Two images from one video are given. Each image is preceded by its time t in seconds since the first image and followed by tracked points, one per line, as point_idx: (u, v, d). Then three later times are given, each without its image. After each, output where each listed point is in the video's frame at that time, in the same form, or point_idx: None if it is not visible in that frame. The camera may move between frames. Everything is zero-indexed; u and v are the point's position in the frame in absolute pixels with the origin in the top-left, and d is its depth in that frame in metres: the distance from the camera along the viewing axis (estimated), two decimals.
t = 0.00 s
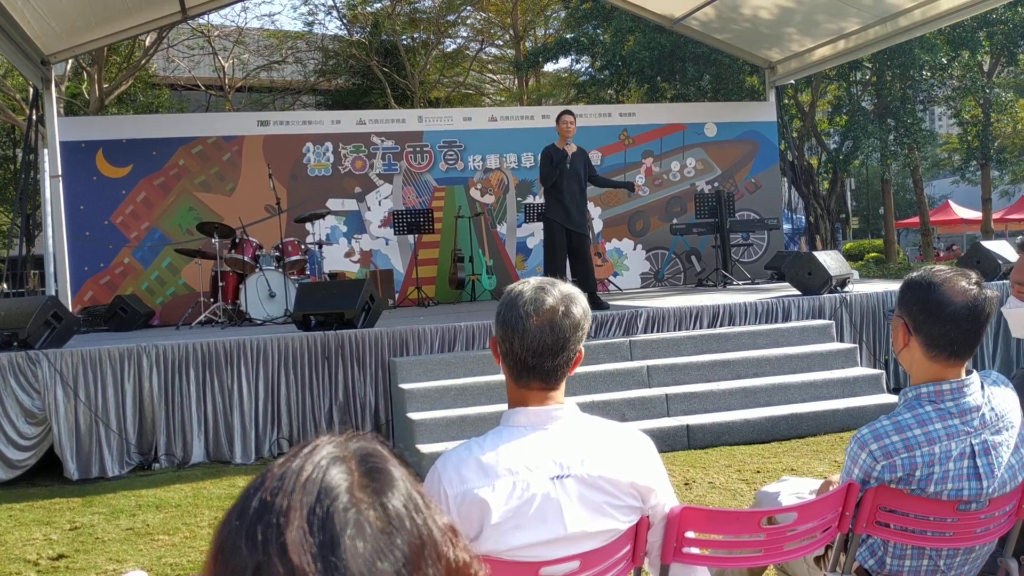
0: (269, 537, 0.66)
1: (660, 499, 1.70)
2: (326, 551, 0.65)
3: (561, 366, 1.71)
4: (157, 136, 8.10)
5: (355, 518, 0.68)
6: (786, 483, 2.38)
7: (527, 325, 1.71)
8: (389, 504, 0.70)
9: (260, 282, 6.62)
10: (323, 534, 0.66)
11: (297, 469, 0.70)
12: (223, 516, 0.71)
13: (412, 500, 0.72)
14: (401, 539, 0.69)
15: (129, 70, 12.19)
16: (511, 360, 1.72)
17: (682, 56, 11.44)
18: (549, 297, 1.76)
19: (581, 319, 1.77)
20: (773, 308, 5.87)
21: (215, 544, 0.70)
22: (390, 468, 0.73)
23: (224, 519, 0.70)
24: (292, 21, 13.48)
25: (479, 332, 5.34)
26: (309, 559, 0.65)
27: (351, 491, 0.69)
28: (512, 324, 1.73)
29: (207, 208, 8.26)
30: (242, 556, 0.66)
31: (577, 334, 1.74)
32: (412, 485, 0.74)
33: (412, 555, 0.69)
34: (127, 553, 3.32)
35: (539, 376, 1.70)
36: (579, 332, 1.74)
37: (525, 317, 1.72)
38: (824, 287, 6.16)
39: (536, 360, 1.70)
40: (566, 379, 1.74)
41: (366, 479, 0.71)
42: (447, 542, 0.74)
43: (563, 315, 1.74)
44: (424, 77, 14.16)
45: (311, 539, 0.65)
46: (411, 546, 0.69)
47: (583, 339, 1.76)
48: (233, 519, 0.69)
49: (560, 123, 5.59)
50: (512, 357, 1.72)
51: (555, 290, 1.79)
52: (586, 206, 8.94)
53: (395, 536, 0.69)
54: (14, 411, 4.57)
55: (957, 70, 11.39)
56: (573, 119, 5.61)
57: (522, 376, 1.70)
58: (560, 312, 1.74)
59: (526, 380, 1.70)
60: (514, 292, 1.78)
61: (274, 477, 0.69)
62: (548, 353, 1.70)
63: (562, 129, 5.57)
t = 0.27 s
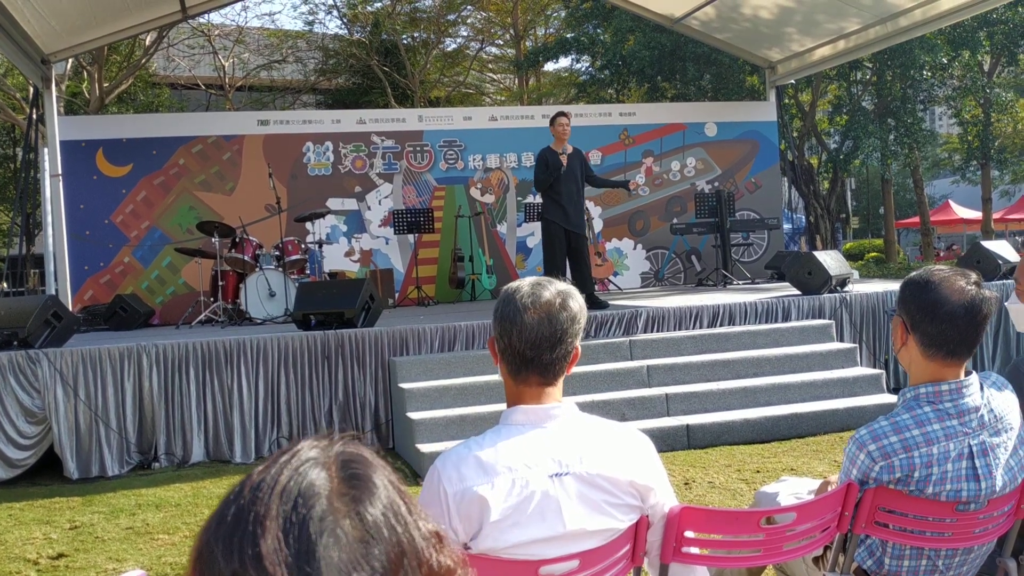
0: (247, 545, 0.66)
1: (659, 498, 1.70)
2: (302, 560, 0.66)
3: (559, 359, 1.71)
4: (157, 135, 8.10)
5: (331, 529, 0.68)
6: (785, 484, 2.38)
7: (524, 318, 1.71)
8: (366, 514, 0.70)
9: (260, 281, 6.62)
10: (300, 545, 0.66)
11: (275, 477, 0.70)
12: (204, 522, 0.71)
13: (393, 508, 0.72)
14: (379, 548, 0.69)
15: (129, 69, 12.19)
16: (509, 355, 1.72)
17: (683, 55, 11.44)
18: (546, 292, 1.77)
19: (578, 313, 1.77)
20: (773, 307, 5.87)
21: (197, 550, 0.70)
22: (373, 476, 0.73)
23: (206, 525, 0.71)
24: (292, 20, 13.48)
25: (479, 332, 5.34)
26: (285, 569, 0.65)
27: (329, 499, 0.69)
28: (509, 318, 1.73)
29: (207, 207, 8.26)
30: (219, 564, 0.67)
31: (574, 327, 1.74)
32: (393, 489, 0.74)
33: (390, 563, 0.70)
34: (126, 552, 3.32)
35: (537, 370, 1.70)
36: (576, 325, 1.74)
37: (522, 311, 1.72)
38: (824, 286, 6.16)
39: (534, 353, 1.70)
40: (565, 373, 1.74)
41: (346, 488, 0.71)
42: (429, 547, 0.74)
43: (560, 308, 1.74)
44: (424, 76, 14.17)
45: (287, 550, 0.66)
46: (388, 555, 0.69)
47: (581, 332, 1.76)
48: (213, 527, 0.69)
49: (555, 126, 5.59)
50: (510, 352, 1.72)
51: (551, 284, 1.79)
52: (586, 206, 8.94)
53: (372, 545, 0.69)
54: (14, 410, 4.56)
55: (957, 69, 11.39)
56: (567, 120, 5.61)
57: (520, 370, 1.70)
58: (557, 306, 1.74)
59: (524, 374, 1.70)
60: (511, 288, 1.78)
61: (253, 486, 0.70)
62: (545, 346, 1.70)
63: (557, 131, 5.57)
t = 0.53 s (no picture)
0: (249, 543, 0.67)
1: (659, 496, 1.70)
2: (308, 556, 0.66)
3: (559, 356, 1.71)
4: (158, 133, 8.10)
5: (335, 528, 0.68)
6: (786, 482, 2.39)
7: (524, 315, 1.72)
8: (371, 509, 0.70)
9: (261, 280, 6.64)
10: (305, 543, 0.66)
11: (278, 473, 0.70)
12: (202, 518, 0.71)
13: (395, 504, 0.73)
14: (385, 543, 0.70)
15: (131, 68, 12.19)
16: (509, 351, 1.72)
17: (684, 54, 11.42)
18: (545, 290, 1.77)
19: (577, 310, 1.78)
20: (774, 306, 5.87)
21: (198, 545, 0.71)
22: (373, 471, 0.73)
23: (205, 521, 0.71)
24: (294, 19, 13.47)
25: (479, 331, 5.34)
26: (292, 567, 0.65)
27: (333, 495, 0.69)
28: (509, 316, 1.73)
29: (208, 205, 8.27)
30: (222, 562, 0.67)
31: (574, 324, 1.75)
32: (395, 488, 0.74)
33: (394, 559, 0.71)
34: (127, 550, 3.33)
35: (537, 367, 1.70)
36: (576, 322, 1.75)
37: (522, 307, 1.72)
38: (825, 285, 6.16)
39: (535, 350, 1.70)
40: (564, 370, 1.74)
41: (350, 487, 0.71)
42: (429, 543, 0.75)
43: (559, 304, 1.75)
44: (426, 74, 14.15)
45: (293, 547, 0.66)
46: (393, 550, 0.71)
47: (580, 329, 1.77)
48: (214, 524, 0.69)
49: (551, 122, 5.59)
50: (510, 349, 1.72)
51: (551, 282, 1.80)
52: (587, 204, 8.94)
53: (378, 541, 0.70)
54: (15, 407, 4.58)
55: (959, 68, 11.36)
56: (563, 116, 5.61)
57: (520, 367, 1.70)
58: (557, 303, 1.75)
59: (525, 371, 1.70)
60: (510, 285, 1.78)
61: (256, 482, 0.69)
62: (545, 343, 1.70)
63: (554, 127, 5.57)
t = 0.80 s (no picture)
0: (315, 525, 0.66)
1: (660, 496, 1.70)
2: (383, 533, 0.68)
3: (561, 360, 1.71)
4: (159, 132, 8.10)
5: (392, 507, 0.70)
6: (786, 481, 2.39)
7: (526, 318, 1.71)
8: (420, 489, 0.74)
9: (261, 279, 6.65)
10: (372, 520, 0.69)
11: (332, 457, 0.71)
12: (240, 513, 0.70)
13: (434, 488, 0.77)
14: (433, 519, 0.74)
15: (131, 67, 12.19)
16: (510, 354, 1.72)
17: (685, 53, 11.42)
18: (548, 291, 1.76)
19: (580, 313, 1.77)
20: (774, 306, 5.86)
21: (239, 542, 0.68)
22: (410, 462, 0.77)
23: (246, 517, 0.69)
24: (294, 18, 13.46)
25: (480, 330, 5.34)
26: (368, 540, 0.67)
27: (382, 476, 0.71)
28: (511, 318, 1.73)
29: (209, 204, 8.27)
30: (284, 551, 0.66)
31: (577, 327, 1.74)
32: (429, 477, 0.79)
33: (448, 533, 0.75)
34: (127, 549, 3.33)
35: (539, 371, 1.70)
36: (578, 325, 1.74)
37: (523, 311, 1.72)
38: (825, 284, 6.15)
39: (536, 354, 1.70)
40: (567, 373, 1.74)
41: (396, 473, 0.74)
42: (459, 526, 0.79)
43: (562, 308, 1.74)
44: (426, 73, 14.14)
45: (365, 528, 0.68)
46: (446, 528, 0.75)
47: (583, 331, 1.76)
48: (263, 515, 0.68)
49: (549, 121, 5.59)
50: (512, 352, 1.72)
51: (554, 283, 1.79)
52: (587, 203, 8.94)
53: (434, 517, 0.74)
54: (16, 406, 4.58)
55: (960, 67, 11.34)
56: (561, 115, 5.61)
57: (522, 370, 1.71)
58: (560, 306, 1.74)
59: (526, 375, 1.70)
60: (513, 287, 1.78)
61: (306, 471, 0.70)
62: (547, 346, 1.70)
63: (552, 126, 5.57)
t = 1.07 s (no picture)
0: (341, 518, 0.65)
1: (659, 496, 1.70)
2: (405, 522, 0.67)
3: (556, 363, 1.70)
4: (159, 132, 8.10)
5: (410, 500, 0.69)
6: (786, 481, 2.39)
7: (520, 321, 1.71)
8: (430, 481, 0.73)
9: (261, 279, 6.65)
10: (397, 513, 0.67)
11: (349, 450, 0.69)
12: (256, 512, 0.66)
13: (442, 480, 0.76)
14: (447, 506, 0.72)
15: (132, 66, 12.19)
16: (506, 357, 1.72)
17: (685, 52, 11.42)
18: (544, 293, 1.76)
19: (576, 315, 1.76)
20: (774, 306, 5.86)
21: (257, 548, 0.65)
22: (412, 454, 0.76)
23: (266, 517, 0.66)
24: (294, 18, 13.46)
25: (480, 330, 5.34)
26: (391, 528, 0.66)
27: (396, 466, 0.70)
28: (505, 321, 1.73)
29: (209, 204, 8.27)
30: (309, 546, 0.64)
31: (572, 330, 1.73)
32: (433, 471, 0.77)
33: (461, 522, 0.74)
34: (127, 549, 3.33)
35: (534, 373, 1.69)
36: (574, 328, 1.73)
37: (518, 314, 1.72)
38: (825, 284, 6.15)
39: (531, 357, 1.70)
40: (563, 375, 1.74)
41: (406, 467, 0.72)
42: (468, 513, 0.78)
43: (557, 310, 1.73)
44: (426, 73, 14.14)
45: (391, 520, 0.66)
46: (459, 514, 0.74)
47: (579, 333, 1.75)
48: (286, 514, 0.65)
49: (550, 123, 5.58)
50: (507, 354, 1.72)
51: (550, 285, 1.78)
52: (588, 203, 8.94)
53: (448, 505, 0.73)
54: (15, 406, 4.58)
55: (960, 67, 11.34)
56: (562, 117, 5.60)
57: (517, 373, 1.71)
58: (555, 309, 1.73)
59: (521, 377, 1.70)
60: (509, 289, 1.78)
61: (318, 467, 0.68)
62: (541, 349, 1.69)
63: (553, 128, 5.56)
